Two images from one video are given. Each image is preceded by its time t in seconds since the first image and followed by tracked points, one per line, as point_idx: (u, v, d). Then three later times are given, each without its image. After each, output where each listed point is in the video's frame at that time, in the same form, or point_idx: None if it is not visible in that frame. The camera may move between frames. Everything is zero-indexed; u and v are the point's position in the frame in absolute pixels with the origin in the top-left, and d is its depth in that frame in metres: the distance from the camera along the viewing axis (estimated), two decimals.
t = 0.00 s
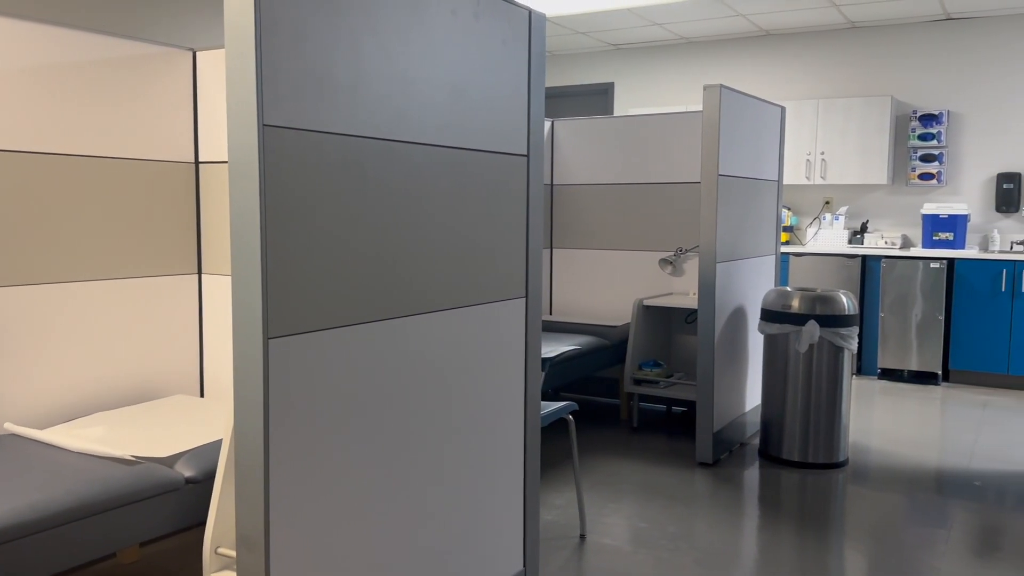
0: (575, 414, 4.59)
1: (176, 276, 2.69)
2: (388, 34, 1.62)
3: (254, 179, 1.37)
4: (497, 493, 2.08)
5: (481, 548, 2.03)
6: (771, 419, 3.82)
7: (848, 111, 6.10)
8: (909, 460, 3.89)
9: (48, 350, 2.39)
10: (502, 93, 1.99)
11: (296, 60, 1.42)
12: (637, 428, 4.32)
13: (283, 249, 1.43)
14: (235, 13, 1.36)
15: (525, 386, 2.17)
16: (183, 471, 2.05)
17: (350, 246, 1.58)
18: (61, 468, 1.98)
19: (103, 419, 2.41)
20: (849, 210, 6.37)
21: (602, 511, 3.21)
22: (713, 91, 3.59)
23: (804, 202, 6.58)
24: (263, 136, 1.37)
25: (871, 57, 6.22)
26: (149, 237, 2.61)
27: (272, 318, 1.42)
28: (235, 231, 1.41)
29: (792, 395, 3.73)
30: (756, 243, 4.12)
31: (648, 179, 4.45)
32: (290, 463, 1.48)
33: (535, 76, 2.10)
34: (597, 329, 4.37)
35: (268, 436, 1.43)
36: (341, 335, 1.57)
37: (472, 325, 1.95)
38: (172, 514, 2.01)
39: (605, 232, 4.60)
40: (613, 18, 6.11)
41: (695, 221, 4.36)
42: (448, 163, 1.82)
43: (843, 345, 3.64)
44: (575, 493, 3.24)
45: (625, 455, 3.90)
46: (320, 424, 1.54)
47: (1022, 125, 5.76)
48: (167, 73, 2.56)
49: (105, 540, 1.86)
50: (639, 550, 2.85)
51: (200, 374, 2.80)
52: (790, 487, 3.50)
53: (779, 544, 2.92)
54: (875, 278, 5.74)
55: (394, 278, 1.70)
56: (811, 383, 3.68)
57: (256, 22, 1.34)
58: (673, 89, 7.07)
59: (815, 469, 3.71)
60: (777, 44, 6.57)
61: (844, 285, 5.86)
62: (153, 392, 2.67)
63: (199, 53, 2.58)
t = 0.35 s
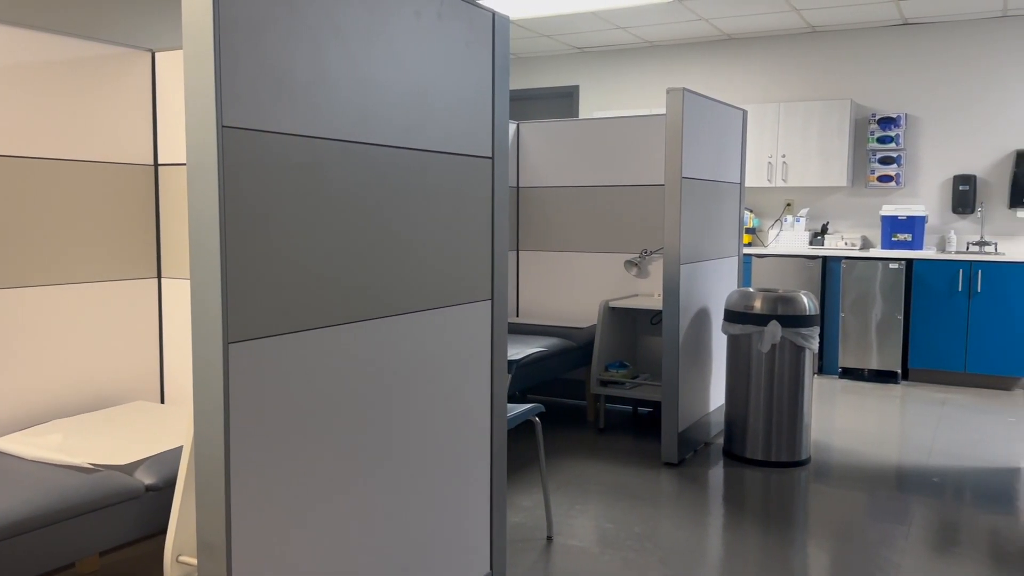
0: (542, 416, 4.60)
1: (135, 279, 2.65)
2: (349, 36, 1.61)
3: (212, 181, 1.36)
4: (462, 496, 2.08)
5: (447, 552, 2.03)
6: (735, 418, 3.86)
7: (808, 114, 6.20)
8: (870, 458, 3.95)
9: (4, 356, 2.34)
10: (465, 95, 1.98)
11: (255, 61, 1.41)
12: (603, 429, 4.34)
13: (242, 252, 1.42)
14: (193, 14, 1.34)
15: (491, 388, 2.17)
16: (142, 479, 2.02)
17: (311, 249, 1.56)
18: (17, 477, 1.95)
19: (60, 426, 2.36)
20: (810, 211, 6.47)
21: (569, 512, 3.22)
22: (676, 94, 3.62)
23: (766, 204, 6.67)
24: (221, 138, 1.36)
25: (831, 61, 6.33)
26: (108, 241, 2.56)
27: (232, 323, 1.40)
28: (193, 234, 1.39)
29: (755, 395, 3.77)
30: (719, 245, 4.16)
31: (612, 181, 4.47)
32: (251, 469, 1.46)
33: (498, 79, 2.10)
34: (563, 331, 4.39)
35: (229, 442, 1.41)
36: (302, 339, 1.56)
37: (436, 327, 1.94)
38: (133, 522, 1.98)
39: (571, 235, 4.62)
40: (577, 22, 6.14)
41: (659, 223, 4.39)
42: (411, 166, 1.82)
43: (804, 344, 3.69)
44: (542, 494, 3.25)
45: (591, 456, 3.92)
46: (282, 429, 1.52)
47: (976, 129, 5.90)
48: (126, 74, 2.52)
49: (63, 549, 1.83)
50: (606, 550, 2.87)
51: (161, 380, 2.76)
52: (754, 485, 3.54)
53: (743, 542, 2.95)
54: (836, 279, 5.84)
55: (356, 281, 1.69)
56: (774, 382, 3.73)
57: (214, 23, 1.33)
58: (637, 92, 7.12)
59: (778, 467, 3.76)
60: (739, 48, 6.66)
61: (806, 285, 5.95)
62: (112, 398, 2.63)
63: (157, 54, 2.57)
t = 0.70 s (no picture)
0: (505, 417, 4.60)
1: (90, 283, 2.59)
2: (308, 36, 1.60)
3: (167, 182, 1.34)
4: (424, 498, 2.07)
5: (409, 555, 2.01)
6: (697, 417, 3.91)
7: (766, 116, 6.29)
8: (828, 455, 4.02)
9: None
10: (426, 96, 1.98)
11: (212, 60, 1.39)
12: (567, 429, 4.35)
13: (199, 254, 1.40)
14: (147, 11, 1.32)
15: (454, 390, 2.17)
16: (97, 485, 1.98)
17: (269, 251, 1.55)
18: None
19: (11, 433, 2.30)
20: (769, 212, 6.57)
21: (533, 513, 3.23)
22: (637, 96, 3.65)
23: (726, 206, 6.75)
24: (176, 138, 1.34)
25: (789, 64, 6.43)
26: (62, 243, 2.51)
27: (188, 326, 1.39)
28: (147, 235, 1.37)
29: (716, 393, 3.82)
30: (680, 246, 4.21)
31: (575, 182, 4.50)
32: (208, 474, 1.44)
33: (460, 80, 2.10)
34: (527, 332, 4.40)
35: (186, 447, 1.39)
36: (262, 341, 1.54)
37: (398, 329, 1.94)
38: (87, 530, 1.95)
39: (534, 235, 4.63)
40: (538, 23, 6.16)
41: (622, 224, 4.43)
42: (372, 167, 1.81)
43: (764, 343, 3.75)
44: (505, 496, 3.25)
45: (555, 456, 3.93)
46: (240, 432, 1.50)
47: (930, 131, 6.04)
48: (80, 73, 2.47)
49: (14, 558, 1.79)
50: (569, 550, 2.88)
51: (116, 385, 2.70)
52: (716, 483, 3.58)
53: (705, 540, 2.98)
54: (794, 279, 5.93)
55: (316, 283, 1.68)
56: (734, 381, 3.78)
57: (169, 21, 1.31)
58: (598, 94, 7.16)
59: (739, 465, 3.81)
60: (698, 51, 6.74)
61: (765, 285, 6.03)
62: (66, 404, 2.57)
63: (112, 53, 2.52)
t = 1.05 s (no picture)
0: (466, 419, 4.60)
1: (38, 285, 2.52)
2: (262, 34, 1.58)
3: (117, 182, 1.31)
4: (384, 501, 2.06)
5: (368, 559, 2.00)
6: (656, 416, 3.94)
7: (723, 119, 6.38)
8: (785, 453, 4.09)
9: None
10: (384, 96, 1.97)
11: (164, 58, 1.37)
12: (528, 430, 4.36)
13: (150, 255, 1.37)
14: (95, 8, 1.29)
15: (413, 391, 2.16)
16: (47, 492, 1.92)
17: (223, 253, 1.53)
18: None
19: None
20: (726, 214, 6.66)
21: (493, 514, 3.23)
22: (596, 98, 3.67)
23: (684, 207, 6.82)
24: (127, 137, 1.31)
25: (745, 67, 6.52)
26: (7, 244, 2.44)
27: (140, 329, 1.36)
28: (96, 237, 1.34)
29: (674, 393, 3.86)
30: (640, 246, 4.24)
31: (535, 183, 4.51)
32: (160, 480, 1.41)
33: (418, 80, 2.09)
34: (487, 333, 4.40)
35: (137, 452, 1.37)
36: (216, 344, 1.52)
37: (356, 331, 1.92)
38: (37, 537, 1.90)
39: (494, 237, 4.63)
40: (498, 25, 6.17)
41: (582, 225, 4.45)
42: (328, 168, 1.80)
43: (721, 343, 3.80)
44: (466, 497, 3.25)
45: (516, 457, 3.94)
46: (195, 437, 1.48)
47: (881, 134, 6.17)
48: (28, 71, 2.40)
49: None
50: (530, 551, 2.89)
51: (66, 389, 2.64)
52: (675, 482, 3.62)
53: (664, 538, 3.01)
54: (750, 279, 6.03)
55: (271, 284, 1.66)
56: (693, 380, 3.82)
57: (118, 19, 1.29)
58: (558, 96, 7.19)
59: (697, 463, 3.85)
60: (657, 54, 6.81)
61: (723, 286, 6.11)
62: (14, 410, 2.51)
63: (62, 50, 2.46)
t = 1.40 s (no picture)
0: (431, 419, 4.59)
1: None
2: (222, 32, 1.56)
3: (72, 180, 1.29)
4: (347, 503, 2.04)
5: (332, 562, 1.99)
6: (620, 415, 3.97)
7: (686, 120, 6.44)
8: (746, 450, 4.14)
9: None
10: (346, 95, 1.96)
11: (120, 55, 1.35)
12: (493, 430, 4.36)
13: (106, 255, 1.35)
14: (49, 4, 1.27)
15: (377, 392, 2.15)
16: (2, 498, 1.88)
17: (182, 253, 1.51)
18: None
19: None
20: (689, 214, 6.73)
21: (458, 515, 3.22)
22: (560, 99, 3.69)
23: (648, 208, 6.87)
24: (82, 135, 1.29)
25: (707, 70, 6.60)
26: None
27: (96, 330, 1.34)
28: (50, 237, 1.31)
29: (638, 391, 3.89)
30: (604, 247, 4.27)
31: (499, 184, 4.51)
32: (117, 484, 1.39)
33: (381, 79, 2.09)
34: (452, 333, 4.39)
35: (93, 455, 1.34)
36: (175, 345, 1.50)
37: (318, 331, 1.91)
38: None
39: (459, 237, 4.63)
40: (463, 25, 6.16)
41: (546, 225, 4.47)
42: (290, 167, 1.79)
43: (684, 342, 3.84)
44: (431, 498, 3.24)
45: (481, 457, 3.94)
46: (154, 440, 1.46)
47: (840, 136, 6.28)
48: None
49: None
50: (495, 551, 2.89)
51: (21, 393, 2.58)
52: (639, 480, 3.65)
53: (628, 536, 3.03)
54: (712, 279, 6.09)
55: (231, 285, 1.64)
56: (656, 379, 3.86)
57: (73, 15, 1.27)
58: (523, 96, 7.20)
59: (661, 461, 3.89)
60: (620, 55, 6.85)
61: (686, 286, 6.18)
62: None
63: (15, 47, 2.40)
